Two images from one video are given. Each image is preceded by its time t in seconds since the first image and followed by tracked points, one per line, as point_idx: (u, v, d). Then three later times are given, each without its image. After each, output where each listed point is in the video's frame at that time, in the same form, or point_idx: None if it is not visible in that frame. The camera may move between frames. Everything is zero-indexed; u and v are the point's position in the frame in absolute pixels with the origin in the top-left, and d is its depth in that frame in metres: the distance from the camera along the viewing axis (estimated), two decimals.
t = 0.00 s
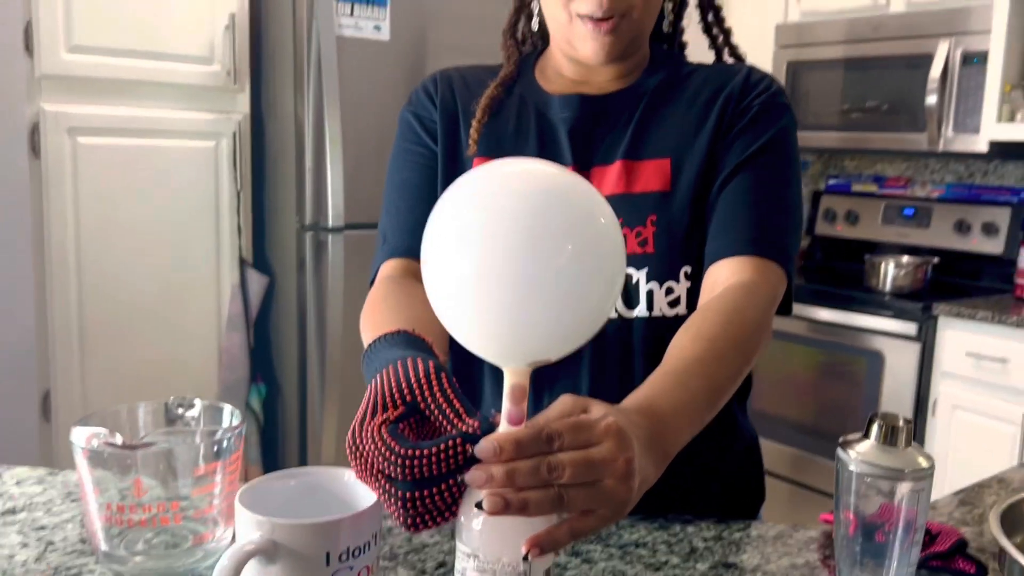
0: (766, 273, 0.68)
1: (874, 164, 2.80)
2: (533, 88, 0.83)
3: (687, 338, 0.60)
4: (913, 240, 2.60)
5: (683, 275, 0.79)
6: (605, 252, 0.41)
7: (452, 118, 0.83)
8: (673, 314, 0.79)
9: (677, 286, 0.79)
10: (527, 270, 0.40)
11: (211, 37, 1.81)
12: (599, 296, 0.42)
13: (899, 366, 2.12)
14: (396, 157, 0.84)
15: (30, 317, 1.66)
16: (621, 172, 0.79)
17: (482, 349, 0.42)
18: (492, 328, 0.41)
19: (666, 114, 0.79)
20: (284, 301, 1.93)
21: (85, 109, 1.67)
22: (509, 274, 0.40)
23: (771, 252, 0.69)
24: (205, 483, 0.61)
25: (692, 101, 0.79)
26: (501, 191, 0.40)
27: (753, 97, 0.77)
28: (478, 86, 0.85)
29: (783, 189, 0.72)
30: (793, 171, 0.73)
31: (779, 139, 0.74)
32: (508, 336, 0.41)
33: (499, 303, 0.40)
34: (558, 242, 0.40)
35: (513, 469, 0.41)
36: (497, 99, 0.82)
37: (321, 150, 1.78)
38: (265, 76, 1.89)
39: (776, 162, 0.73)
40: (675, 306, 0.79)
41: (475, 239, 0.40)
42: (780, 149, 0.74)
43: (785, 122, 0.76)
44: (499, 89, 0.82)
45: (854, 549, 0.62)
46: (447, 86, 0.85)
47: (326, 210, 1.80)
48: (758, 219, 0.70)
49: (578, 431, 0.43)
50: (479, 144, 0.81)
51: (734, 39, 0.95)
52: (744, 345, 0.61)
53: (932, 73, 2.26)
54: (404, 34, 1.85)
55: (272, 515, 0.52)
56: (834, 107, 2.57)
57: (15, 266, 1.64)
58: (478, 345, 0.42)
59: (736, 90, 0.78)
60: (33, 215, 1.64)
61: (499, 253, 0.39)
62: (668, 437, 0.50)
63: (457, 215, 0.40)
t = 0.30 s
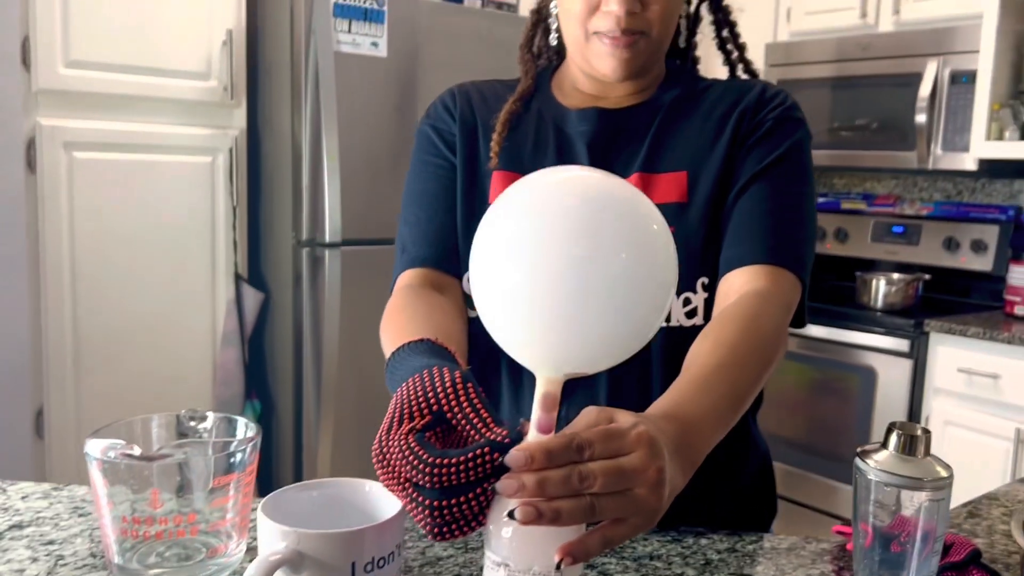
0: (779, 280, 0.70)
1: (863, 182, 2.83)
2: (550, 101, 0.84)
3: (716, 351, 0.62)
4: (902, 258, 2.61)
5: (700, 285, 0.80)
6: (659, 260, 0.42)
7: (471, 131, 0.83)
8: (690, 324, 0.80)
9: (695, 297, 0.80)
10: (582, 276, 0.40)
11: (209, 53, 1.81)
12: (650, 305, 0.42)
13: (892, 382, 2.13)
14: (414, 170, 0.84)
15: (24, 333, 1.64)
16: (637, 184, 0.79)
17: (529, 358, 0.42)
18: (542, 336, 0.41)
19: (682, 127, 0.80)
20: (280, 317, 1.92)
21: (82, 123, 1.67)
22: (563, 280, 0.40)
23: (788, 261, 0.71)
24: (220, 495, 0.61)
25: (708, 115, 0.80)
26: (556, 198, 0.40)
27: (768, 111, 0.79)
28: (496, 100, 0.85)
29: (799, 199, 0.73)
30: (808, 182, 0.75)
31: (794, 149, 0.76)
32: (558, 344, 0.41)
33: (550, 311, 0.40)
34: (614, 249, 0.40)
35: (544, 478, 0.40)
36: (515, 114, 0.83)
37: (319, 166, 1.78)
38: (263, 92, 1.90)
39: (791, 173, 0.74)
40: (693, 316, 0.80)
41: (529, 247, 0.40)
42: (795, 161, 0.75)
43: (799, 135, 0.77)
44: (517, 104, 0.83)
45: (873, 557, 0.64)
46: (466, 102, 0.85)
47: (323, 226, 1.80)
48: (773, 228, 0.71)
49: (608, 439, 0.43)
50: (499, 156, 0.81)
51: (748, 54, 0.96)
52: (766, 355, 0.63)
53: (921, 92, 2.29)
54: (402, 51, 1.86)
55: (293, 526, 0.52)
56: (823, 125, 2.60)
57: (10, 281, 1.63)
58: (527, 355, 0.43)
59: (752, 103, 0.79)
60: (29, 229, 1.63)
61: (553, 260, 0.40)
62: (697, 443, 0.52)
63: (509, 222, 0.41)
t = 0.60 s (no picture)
0: (785, 273, 0.70)
1: (852, 193, 2.85)
2: (562, 97, 0.84)
3: (728, 337, 0.62)
4: (892, 266, 2.63)
5: (707, 279, 0.80)
6: (680, 234, 0.42)
7: (487, 123, 0.83)
8: (698, 316, 0.80)
9: (702, 289, 0.80)
10: (604, 250, 0.40)
11: (205, 56, 1.81)
12: (669, 280, 0.42)
13: (884, 388, 2.14)
14: (426, 156, 0.84)
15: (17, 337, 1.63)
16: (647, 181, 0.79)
17: (547, 330, 0.43)
18: (562, 309, 0.41)
19: (692, 126, 0.80)
20: (274, 322, 1.91)
21: (76, 126, 1.66)
22: (584, 255, 0.40)
23: (790, 255, 0.71)
24: (228, 482, 0.58)
25: (719, 114, 0.80)
26: (580, 173, 0.40)
27: (777, 113, 0.79)
28: (512, 93, 0.85)
29: (805, 198, 0.74)
30: (816, 184, 0.75)
31: (803, 150, 0.76)
32: (578, 316, 0.42)
33: (571, 284, 0.41)
34: (636, 223, 0.40)
35: (567, 454, 0.41)
36: (529, 108, 0.83)
37: (315, 171, 1.78)
38: (258, 97, 1.90)
39: (798, 175, 0.75)
40: (700, 308, 0.80)
41: (552, 221, 0.40)
42: (803, 161, 0.76)
43: (808, 137, 0.78)
44: (532, 98, 0.83)
45: (883, 549, 0.64)
46: (480, 93, 0.85)
47: (318, 231, 1.80)
48: (783, 227, 0.72)
49: (630, 417, 0.44)
50: (514, 148, 0.81)
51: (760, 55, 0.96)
52: (776, 343, 0.64)
53: (909, 103, 2.30)
54: (397, 57, 1.87)
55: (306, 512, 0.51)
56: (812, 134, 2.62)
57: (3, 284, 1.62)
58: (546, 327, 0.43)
59: (762, 104, 0.79)
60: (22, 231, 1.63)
61: (576, 234, 0.40)
62: (713, 423, 0.53)
63: (531, 195, 0.41)
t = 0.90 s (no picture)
0: (773, 285, 0.71)
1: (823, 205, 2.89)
2: (571, 99, 0.82)
3: (721, 337, 0.62)
4: (862, 277, 2.67)
5: (701, 289, 0.80)
6: (658, 218, 0.42)
7: (492, 117, 0.82)
8: (691, 327, 0.80)
9: (698, 300, 0.80)
10: (582, 234, 0.40)
11: (180, 63, 1.79)
12: (650, 265, 0.42)
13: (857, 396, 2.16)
14: (428, 142, 0.82)
15: None
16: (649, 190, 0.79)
17: (527, 314, 0.42)
18: (541, 290, 0.41)
19: (695, 137, 0.80)
20: (249, 331, 1.88)
21: (48, 132, 1.64)
22: (564, 239, 0.40)
23: (779, 267, 0.72)
24: (210, 482, 0.56)
25: (722, 129, 0.80)
26: (558, 156, 0.40)
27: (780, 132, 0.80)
28: (520, 88, 0.84)
29: (798, 219, 0.75)
30: (807, 205, 0.77)
31: (800, 172, 0.78)
32: (559, 298, 0.41)
33: (551, 265, 0.40)
34: (614, 206, 0.40)
35: (561, 443, 0.41)
36: (538, 111, 0.81)
37: (292, 178, 1.76)
38: (233, 105, 1.89)
39: (794, 198, 0.76)
40: (694, 319, 0.81)
41: (530, 205, 0.40)
42: (800, 184, 0.78)
43: (806, 161, 0.79)
44: (541, 99, 0.81)
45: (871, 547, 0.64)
46: (487, 84, 0.84)
47: (295, 238, 1.78)
48: (781, 244, 0.73)
49: (624, 406, 0.44)
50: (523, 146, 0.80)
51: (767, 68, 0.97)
52: (766, 344, 0.64)
53: (880, 114, 2.34)
54: (374, 65, 1.86)
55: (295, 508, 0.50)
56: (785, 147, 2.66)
57: None
58: (525, 312, 0.42)
59: (766, 121, 0.80)
60: None
61: (553, 217, 0.40)
62: (703, 422, 0.53)
63: (510, 176, 0.41)
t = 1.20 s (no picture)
0: (768, 308, 0.71)
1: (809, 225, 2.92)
2: (576, 121, 0.82)
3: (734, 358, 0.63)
4: (849, 296, 2.68)
5: (703, 309, 0.79)
6: (685, 239, 0.42)
7: (494, 132, 0.82)
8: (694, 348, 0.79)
9: (699, 319, 0.79)
10: (609, 254, 0.40)
11: (169, 83, 1.80)
12: (677, 285, 0.42)
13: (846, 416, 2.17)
14: (428, 157, 0.82)
15: None
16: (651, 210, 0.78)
17: (549, 335, 0.42)
18: (567, 309, 0.41)
19: (697, 158, 0.80)
20: (237, 351, 1.87)
21: (36, 152, 1.63)
22: (590, 258, 0.40)
23: (775, 288, 0.72)
24: (198, 501, 0.55)
25: (725, 150, 0.79)
26: (587, 178, 0.41)
27: (783, 153, 0.80)
28: (524, 104, 0.84)
29: (798, 241, 0.76)
30: (807, 229, 0.77)
31: (802, 195, 0.78)
32: (586, 318, 0.41)
33: (579, 285, 0.40)
34: (641, 227, 0.40)
35: (554, 456, 0.40)
36: (542, 132, 0.81)
37: (281, 197, 1.77)
38: (222, 125, 1.89)
39: (796, 224, 0.77)
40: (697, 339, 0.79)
41: (557, 226, 0.40)
42: (802, 207, 0.78)
43: (807, 183, 0.79)
44: (547, 118, 0.81)
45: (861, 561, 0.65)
46: (490, 100, 0.84)
47: (283, 258, 1.78)
48: (784, 267, 0.73)
49: (617, 418, 0.44)
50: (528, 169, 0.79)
51: (773, 95, 0.97)
52: (765, 366, 0.64)
53: (865, 135, 2.37)
54: (363, 86, 1.87)
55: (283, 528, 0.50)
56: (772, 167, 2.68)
57: None
58: (552, 333, 0.42)
59: (770, 143, 0.80)
60: None
61: (579, 237, 0.40)
62: (696, 440, 0.53)
63: (539, 196, 0.41)
